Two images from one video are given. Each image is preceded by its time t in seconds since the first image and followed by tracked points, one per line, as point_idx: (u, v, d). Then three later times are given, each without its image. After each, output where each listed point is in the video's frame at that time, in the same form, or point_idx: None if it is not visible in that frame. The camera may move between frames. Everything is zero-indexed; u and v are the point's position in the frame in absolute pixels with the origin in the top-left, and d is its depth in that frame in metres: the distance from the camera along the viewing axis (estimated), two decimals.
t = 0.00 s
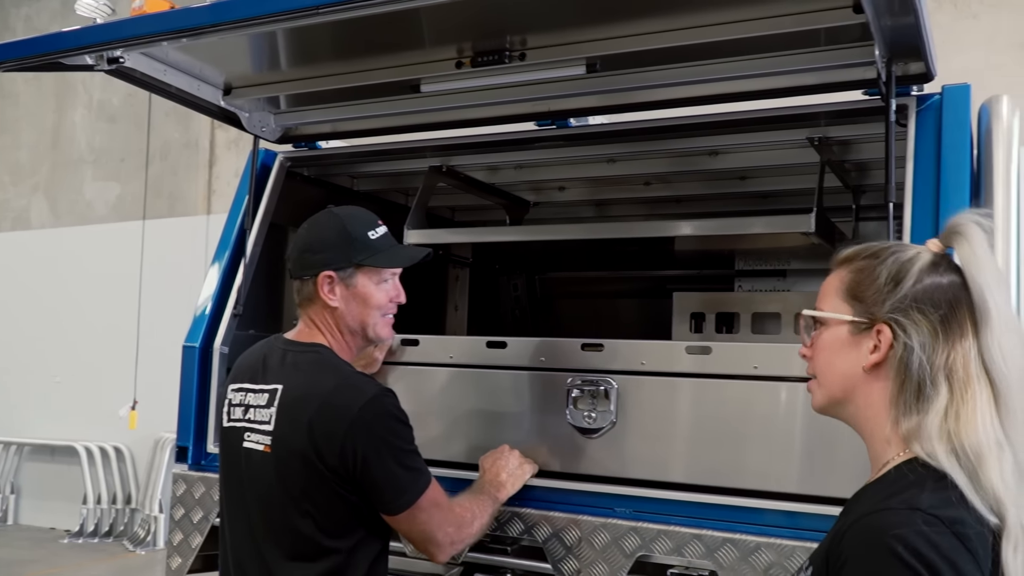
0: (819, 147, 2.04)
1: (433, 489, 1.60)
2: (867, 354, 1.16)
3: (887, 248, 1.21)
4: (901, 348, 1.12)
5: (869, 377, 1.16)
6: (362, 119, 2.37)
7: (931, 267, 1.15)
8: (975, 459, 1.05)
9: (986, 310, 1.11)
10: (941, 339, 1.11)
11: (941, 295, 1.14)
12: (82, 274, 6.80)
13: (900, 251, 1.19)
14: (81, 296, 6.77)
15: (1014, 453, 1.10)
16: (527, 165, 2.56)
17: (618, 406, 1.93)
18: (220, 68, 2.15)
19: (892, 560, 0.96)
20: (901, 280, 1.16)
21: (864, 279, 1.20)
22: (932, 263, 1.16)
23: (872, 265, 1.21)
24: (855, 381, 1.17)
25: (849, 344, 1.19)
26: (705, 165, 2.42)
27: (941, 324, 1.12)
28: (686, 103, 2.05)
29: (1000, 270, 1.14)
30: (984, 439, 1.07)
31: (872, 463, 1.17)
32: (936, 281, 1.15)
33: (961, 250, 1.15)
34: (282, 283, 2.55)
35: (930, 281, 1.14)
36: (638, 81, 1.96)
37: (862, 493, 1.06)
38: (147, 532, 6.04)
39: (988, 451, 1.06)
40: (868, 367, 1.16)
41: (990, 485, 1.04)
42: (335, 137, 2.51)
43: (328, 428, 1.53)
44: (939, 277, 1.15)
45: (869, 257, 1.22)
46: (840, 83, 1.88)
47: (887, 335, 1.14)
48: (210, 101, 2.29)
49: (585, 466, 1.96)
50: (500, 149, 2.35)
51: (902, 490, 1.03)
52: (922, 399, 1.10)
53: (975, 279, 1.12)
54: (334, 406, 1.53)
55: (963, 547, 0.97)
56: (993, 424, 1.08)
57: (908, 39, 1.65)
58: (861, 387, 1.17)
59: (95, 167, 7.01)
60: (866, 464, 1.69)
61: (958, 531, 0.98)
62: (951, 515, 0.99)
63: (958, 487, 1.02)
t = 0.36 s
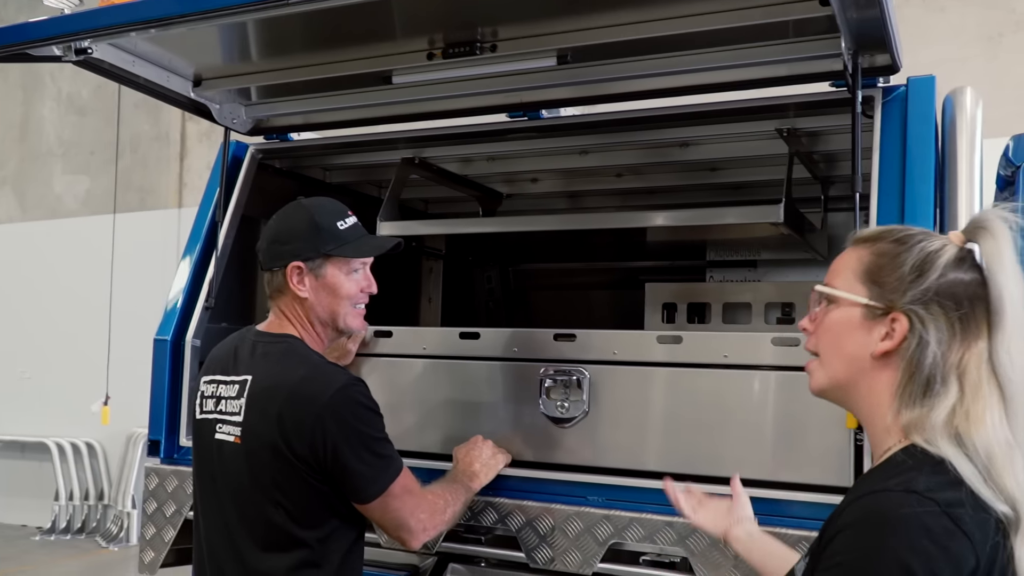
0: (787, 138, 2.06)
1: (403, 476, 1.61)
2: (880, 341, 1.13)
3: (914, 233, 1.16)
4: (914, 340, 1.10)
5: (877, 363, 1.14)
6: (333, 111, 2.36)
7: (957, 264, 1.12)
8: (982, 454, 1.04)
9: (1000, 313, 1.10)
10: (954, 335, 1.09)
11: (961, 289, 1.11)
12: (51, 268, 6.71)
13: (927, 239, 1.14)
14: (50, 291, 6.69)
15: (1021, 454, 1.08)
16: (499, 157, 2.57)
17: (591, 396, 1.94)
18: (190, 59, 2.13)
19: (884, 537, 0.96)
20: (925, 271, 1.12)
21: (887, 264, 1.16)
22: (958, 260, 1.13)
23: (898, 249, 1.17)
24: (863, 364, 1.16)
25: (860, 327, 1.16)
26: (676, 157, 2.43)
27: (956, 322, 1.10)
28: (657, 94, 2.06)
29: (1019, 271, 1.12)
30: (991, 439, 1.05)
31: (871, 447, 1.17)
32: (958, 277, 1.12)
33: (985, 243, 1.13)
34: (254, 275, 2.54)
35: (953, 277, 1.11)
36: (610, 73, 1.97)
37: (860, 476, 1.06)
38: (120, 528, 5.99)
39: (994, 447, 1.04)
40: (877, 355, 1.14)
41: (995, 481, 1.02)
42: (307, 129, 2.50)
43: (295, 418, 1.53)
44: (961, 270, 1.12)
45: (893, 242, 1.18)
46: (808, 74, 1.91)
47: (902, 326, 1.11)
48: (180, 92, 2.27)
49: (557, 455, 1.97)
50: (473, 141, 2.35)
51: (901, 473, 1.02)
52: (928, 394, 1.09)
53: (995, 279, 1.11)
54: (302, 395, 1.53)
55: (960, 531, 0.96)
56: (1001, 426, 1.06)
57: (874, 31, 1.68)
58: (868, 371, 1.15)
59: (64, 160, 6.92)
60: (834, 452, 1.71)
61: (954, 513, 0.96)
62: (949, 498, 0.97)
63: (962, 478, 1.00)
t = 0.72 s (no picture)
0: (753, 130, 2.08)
1: (369, 463, 1.61)
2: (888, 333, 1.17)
3: (902, 228, 1.22)
4: (921, 329, 1.14)
5: (886, 357, 1.17)
6: (303, 99, 2.34)
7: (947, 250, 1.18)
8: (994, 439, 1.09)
9: (996, 291, 1.16)
10: (960, 319, 1.14)
11: (957, 272, 1.17)
12: (17, 256, 6.60)
13: (916, 231, 1.20)
14: (15, 279, 6.58)
15: None
16: (469, 146, 2.57)
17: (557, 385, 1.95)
18: (157, 46, 2.10)
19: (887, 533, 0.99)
20: (920, 261, 1.17)
21: (880, 260, 1.21)
22: (947, 246, 1.19)
23: (889, 245, 1.22)
24: (873, 359, 1.18)
25: (866, 323, 1.19)
26: (645, 147, 2.45)
27: (960, 305, 1.15)
28: (627, 85, 2.07)
29: (1004, 250, 1.19)
30: (1004, 419, 1.11)
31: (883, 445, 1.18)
32: (951, 263, 1.17)
33: (970, 232, 1.20)
34: (223, 265, 2.52)
35: (947, 263, 1.17)
36: (579, 63, 1.98)
37: (869, 465, 1.09)
38: (88, 520, 5.93)
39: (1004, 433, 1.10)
40: (885, 349, 1.17)
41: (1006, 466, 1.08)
42: (277, 117, 2.48)
43: (260, 406, 1.53)
44: (955, 255, 1.18)
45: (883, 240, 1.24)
46: (774, 66, 1.92)
47: (907, 315, 1.15)
48: (147, 80, 2.24)
49: (525, 444, 1.98)
50: (444, 130, 2.35)
51: (908, 464, 1.05)
52: (944, 377, 1.12)
53: (988, 263, 1.17)
54: (266, 383, 1.53)
55: (958, 530, 0.99)
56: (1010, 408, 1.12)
57: (839, 24, 1.70)
58: (879, 364, 1.18)
59: (29, 147, 6.80)
60: (795, 439, 1.72)
61: (954, 510, 1.00)
62: (951, 493, 1.01)
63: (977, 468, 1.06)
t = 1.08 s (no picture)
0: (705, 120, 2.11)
1: (324, 456, 1.62)
2: (843, 321, 1.20)
3: (869, 217, 1.24)
4: (876, 323, 1.17)
5: (836, 342, 1.21)
6: (257, 90, 2.33)
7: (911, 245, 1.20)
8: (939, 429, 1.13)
9: (949, 289, 1.20)
10: (913, 315, 1.18)
11: (915, 270, 1.20)
12: None
13: (883, 223, 1.22)
14: None
15: (971, 424, 1.19)
16: (427, 137, 2.57)
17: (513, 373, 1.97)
18: (107, 36, 2.07)
19: (843, 509, 1.02)
20: (883, 254, 1.20)
21: (845, 247, 1.23)
22: (910, 242, 1.22)
23: (852, 232, 1.24)
24: (825, 344, 1.22)
25: (820, 307, 1.22)
26: (601, 137, 2.47)
27: (915, 302, 1.19)
28: (580, 75, 2.09)
29: (962, 250, 1.22)
30: (949, 411, 1.15)
31: (822, 421, 1.24)
32: (911, 259, 1.20)
33: (930, 226, 1.22)
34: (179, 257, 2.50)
35: (908, 259, 1.20)
36: (533, 54, 1.99)
37: (815, 444, 1.14)
38: (50, 516, 5.85)
39: (951, 422, 1.14)
40: (836, 334, 1.21)
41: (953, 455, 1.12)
42: (232, 108, 2.46)
43: (213, 399, 1.53)
44: (914, 252, 1.21)
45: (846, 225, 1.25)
46: (724, 57, 1.95)
47: (864, 307, 1.18)
48: (97, 70, 2.21)
49: (482, 432, 2.00)
50: (400, 121, 2.35)
51: (854, 442, 1.10)
52: (892, 369, 1.17)
53: (945, 260, 1.20)
54: (219, 376, 1.53)
55: (910, 500, 1.04)
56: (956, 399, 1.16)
57: (786, 14, 1.72)
58: (829, 350, 1.22)
59: None
60: (745, 423, 1.76)
61: (904, 480, 1.05)
62: (900, 466, 1.06)
63: (923, 451, 1.10)
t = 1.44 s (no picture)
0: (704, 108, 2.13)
1: (323, 440, 1.66)
2: (833, 317, 1.19)
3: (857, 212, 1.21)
4: (867, 320, 1.17)
5: (826, 335, 1.21)
6: (262, 82, 2.37)
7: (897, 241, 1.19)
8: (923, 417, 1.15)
9: (930, 278, 1.20)
10: (900, 308, 1.18)
11: (900, 263, 1.19)
12: None
13: (871, 219, 1.20)
14: None
15: (949, 407, 1.21)
16: (431, 127, 2.60)
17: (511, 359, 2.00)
18: (113, 31, 2.12)
19: (836, 487, 1.04)
20: (873, 251, 1.18)
21: (835, 244, 1.20)
22: (896, 235, 1.20)
23: (840, 227, 1.22)
24: (816, 338, 1.22)
25: (811, 303, 1.21)
26: (604, 125, 2.49)
27: (901, 296, 1.19)
28: (578, 65, 2.10)
29: (942, 240, 1.22)
30: (931, 398, 1.17)
31: (809, 408, 1.24)
32: (898, 253, 1.20)
33: (912, 217, 1.22)
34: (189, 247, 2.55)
35: (895, 254, 1.19)
36: (530, 44, 2.01)
37: (805, 433, 1.14)
38: (75, 502, 5.98)
39: (932, 409, 1.16)
40: (827, 328, 1.20)
41: (936, 441, 1.14)
42: (239, 100, 2.50)
43: (212, 384, 1.58)
44: (899, 245, 1.20)
45: (834, 219, 1.23)
46: (720, 45, 1.96)
47: (854, 303, 1.17)
48: (106, 64, 2.26)
49: (481, 417, 2.03)
50: (402, 112, 2.38)
51: (844, 427, 1.11)
52: (880, 361, 1.18)
53: (928, 251, 1.20)
54: (219, 361, 1.58)
55: (895, 481, 1.07)
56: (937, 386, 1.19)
57: (778, 4, 1.72)
58: (820, 343, 1.22)
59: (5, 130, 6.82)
60: (738, 408, 1.78)
61: (891, 463, 1.07)
62: (886, 450, 1.08)
63: (910, 439, 1.11)
